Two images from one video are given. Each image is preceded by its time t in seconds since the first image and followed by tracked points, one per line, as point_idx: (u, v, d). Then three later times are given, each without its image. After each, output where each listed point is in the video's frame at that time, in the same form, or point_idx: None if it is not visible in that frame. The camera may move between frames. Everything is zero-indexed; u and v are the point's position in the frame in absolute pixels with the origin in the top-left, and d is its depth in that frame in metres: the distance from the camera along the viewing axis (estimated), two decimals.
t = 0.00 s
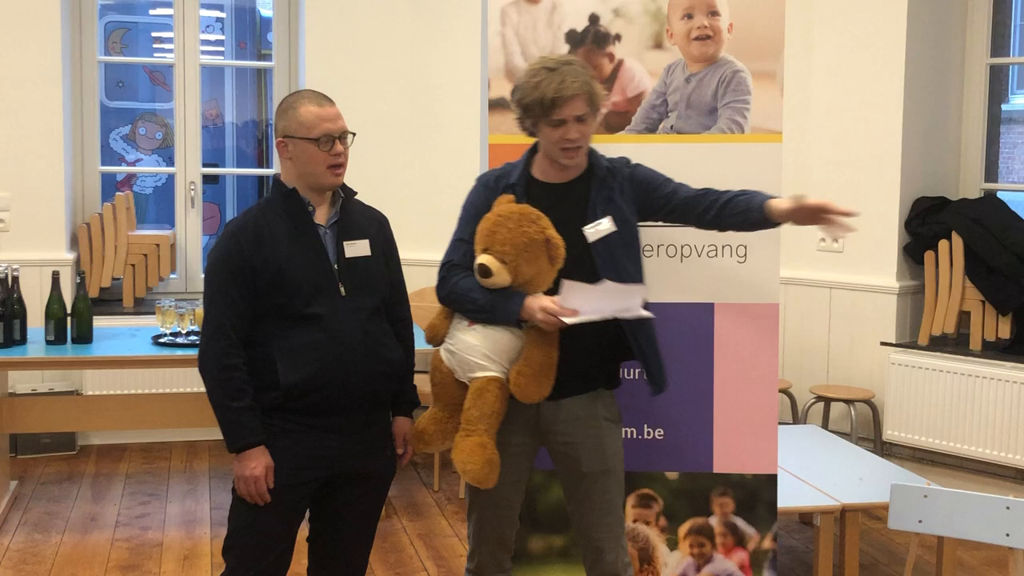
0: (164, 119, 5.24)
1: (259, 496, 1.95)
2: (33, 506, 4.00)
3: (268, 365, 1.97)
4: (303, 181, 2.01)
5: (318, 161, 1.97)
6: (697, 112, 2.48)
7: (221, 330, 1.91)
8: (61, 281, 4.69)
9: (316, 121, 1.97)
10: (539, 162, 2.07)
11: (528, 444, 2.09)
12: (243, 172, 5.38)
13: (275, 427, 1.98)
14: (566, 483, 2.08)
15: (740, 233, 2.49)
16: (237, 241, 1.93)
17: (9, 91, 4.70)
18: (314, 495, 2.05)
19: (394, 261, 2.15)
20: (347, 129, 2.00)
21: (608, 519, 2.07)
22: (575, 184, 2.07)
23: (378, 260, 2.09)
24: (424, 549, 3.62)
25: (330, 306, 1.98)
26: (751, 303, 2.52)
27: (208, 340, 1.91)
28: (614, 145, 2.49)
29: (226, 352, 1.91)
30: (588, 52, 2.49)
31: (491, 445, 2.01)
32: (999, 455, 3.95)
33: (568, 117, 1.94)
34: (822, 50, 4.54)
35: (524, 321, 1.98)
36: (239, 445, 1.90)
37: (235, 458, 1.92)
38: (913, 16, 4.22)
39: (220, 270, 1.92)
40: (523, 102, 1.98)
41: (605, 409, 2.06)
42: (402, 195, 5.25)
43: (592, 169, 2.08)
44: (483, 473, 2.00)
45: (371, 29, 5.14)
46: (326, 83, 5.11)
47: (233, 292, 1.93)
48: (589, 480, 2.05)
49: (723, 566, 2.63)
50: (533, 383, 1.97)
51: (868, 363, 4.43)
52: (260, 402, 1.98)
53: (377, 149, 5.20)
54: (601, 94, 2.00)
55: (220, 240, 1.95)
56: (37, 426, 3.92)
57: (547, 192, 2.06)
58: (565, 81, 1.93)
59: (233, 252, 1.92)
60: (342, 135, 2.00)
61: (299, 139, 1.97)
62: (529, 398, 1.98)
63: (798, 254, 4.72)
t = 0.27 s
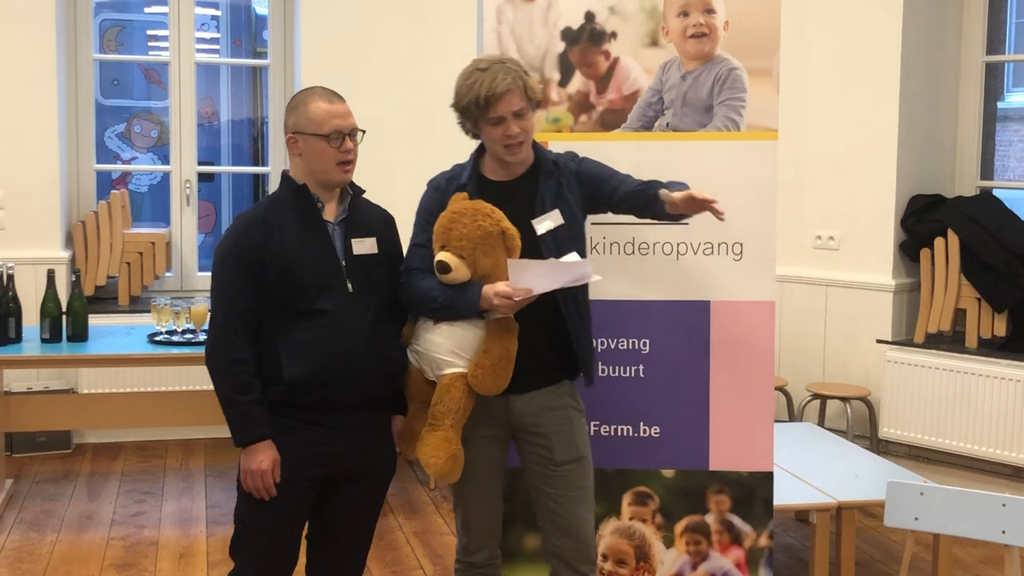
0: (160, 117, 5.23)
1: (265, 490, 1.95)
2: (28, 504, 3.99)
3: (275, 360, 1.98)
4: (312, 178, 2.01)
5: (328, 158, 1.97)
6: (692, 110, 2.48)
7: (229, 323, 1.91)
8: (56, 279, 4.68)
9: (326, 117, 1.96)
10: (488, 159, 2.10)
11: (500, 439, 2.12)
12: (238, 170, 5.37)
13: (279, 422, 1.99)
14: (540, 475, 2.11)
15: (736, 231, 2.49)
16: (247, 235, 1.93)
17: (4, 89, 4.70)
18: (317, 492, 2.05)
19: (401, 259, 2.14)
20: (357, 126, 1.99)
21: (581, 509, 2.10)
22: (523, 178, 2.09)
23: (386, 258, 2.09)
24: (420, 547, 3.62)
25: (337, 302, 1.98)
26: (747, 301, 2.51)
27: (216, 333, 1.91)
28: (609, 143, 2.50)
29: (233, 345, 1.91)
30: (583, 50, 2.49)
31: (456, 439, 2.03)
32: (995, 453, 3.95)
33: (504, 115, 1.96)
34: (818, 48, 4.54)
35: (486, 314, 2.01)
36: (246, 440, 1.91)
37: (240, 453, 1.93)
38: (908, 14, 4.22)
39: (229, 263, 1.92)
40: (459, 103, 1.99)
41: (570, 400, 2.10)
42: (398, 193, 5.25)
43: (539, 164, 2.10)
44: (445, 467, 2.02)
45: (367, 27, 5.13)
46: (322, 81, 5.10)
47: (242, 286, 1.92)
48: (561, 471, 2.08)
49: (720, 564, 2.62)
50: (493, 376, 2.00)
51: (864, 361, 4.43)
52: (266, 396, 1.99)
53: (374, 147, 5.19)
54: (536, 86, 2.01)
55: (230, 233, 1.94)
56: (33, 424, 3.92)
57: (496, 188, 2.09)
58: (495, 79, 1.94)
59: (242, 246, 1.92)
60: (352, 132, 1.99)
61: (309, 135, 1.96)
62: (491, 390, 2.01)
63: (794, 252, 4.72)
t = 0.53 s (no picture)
0: (156, 115, 5.22)
1: (267, 486, 1.94)
2: (25, 503, 3.99)
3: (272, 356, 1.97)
4: (314, 176, 2.00)
5: (330, 156, 1.96)
6: (689, 107, 2.48)
7: (228, 317, 1.90)
8: (53, 277, 4.67)
9: (330, 115, 1.95)
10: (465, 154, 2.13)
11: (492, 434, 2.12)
12: (235, 168, 5.36)
13: (274, 419, 1.98)
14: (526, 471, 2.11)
15: (733, 229, 2.49)
16: (248, 228, 1.92)
17: None
18: (317, 490, 2.05)
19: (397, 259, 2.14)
20: (360, 125, 1.99)
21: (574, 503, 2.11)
22: (502, 172, 2.13)
23: (382, 258, 2.10)
24: (417, 545, 3.62)
25: (335, 300, 1.98)
26: (744, 298, 2.51)
27: (214, 327, 1.89)
28: (606, 141, 2.49)
29: (232, 340, 1.90)
30: (580, 47, 2.49)
31: (463, 437, 2.05)
32: (991, 450, 3.95)
33: (478, 109, 1.98)
34: (815, 45, 4.54)
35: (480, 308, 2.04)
36: (246, 436, 1.90)
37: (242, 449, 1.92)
38: (905, 11, 4.22)
39: (229, 256, 1.90)
40: (431, 102, 2.01)
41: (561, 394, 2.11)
42: (395, 191, 5.24)
43: (516, 155, 2.14)
44: (457, 465, 2.04)
45: (364, 24, 5.12)
46: (319, 79, 5.10)
47: (240, 280, 1.91)
48: (552, 466, 2.09)
49: (717, 561, 2.62)
50: (493, 369, 2.02)
51: (861, 358, 4.43)
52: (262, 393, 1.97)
53: (371, 144, 5.18)
54: (503, 78, 2.04)
55: (229, 227, 1.93)
56: (29, 422, 3.92)
57: (476, 183, 2.13)
58: (464, 74, 1.96)
59: (242, 240, 1.91)
60: (355, 131, 1.98)
61: (312, 132, 1.95)
62: (492, 384, 2.03)
63: (791, 249, 4.72)
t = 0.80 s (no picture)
0: (152, 115, 5.22)
1: (262, 482, 1.94)
2: (22, 503, 3.99)
3: (261, 357, 1.97)
4: (303, 174, 2.01)
5: (318, 155, 1.96)
6: (686, 107, 2.48)
7: (217, 318, 1.90)
8: (50, 277, 4.67)
9: (318, 113, 1.95)
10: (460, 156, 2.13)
11: (490, 435, 2.13)
12: (232, 168, 5.36)
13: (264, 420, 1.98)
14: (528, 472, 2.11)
15: (729, 228, 2.50)
16: (235, 229, 1.92)
17: None
18: (312, 490, 2.04)
19: (386, 261, 2.15)
20: (349, 124, 1.99)
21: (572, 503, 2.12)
22: (497, 172, 2.13)
23: (371, 258, 2.10)
24: (414, 544, 3.62)
25: (323, 299, 1.98)
26: (740, 298, 2.52)
27: (204, 328, 1.90)
28: (603, 141, 2.50)
29: (221, 340, 1.90)
30: (577, 47, 2.49)
31: (467, 436, 2.05)
32: (987, 449, 3.96)
33: (471, 110, 1.98)
34: (811, 45, 4.55)
35: (482, 307, 2.04)
36: (238, 433, 1.90)
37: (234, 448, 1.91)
38: (901, 11, 4.23)
39: (218, 256, 1.91)
40: (425, 102, 2.00)
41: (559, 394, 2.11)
42: (392, 191, 5.24)
43: (511, 155, 2.14)
44: (463, 464, 2.03)
45: (361, 24, 5.12)
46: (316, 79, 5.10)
47: (229, 280, 1.92)
48: (550, 466, 2.09)
49: (713, 560, 2.63)
50: (496, 368, 2.02)
51: (858, 357, 4.44)
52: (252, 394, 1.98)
53: (368, 144, 5.18)
54: (497, 78, 2.03)
55: (218, 227, 1.94)
56: (26, 422, 3.92)
57: (471, 184, 2.13)
58: (458, 75, 1.96)
59: (230, 240, 1.92)
60: (343, 129, 1.99)
61: (299, 130, 1.96)
62: (495, 382, 2.03)
63: (788, 249, 4.73)
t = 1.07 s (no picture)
0: (151, 115, 5.22)
1: (239, 485, 1.95)
2: (21, 503, 3.98)
3: (245, 359, 1.98)
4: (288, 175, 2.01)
5: (302, 156, 1.97)
6: (685, 107, 2.48)
7: (199, 320, 1.92)
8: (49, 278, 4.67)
9: (302, 114, 1.96)
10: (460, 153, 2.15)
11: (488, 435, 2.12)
12: (231, 169, 5.36)
13: (249, 422, 1.99)
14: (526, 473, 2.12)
15: (728, 229, 2.50)
16: (218, 232, 1.93)
17: None
18: (309, 489, 2.05)
19: (378, 261, 2.13)
20: (334, 125, 1.99)
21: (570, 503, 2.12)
22: (495, 171, 2.13)
23: (361, 258, 2.08)
24: (413, 545, 3.62)
25: (306, 301, 1.97)
26: (739, 298, 2.52)
27: (186, 331, 1.92)
28: (602, 142, 2.50)
29: (202, 342, 1.92)
30: (576, 48, 2.50)
31: (463, 436, 2.05)
32: (986, 450, 3.96)
33: (456, 100, 1.99)
34: (810, 46, 4.55)
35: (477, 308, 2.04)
36: (219, 436, 1.91)
37: (213, 449, 1.93)
38: (900, 12, 4.23)
39: (199, 259, 1.92)
40: (420, 87, 2.04)
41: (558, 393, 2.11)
42: (391, 192, 5.24)
43: (509, 154, 2.14)
44: (459, 464, 2.03)
45: (360, 24, 5.12)
46: (315, 79, 5.10)
47: (211, 283, 1.93)
48: (549, 465, 2.10)
49: (712, 561, 2.63)
50: (492, 368, 2.02)
51: (857, 358, 4.44)
52: (237, 396, 1.99)
53: (367, 144, 5.18)
54: (497, 77, 2.02)
55: (201, 230, 1.95)
56: (24, 422, 3.91)
57: (468, 184, 2.13)
58: (450, 65, 1.99)
59: (212, 243, 1.93)
60: (328, 130, 1.99)
61: (284, 131, 1.96)
62: (491, 383, 2.03)
63: (787, 249, 4.73)
